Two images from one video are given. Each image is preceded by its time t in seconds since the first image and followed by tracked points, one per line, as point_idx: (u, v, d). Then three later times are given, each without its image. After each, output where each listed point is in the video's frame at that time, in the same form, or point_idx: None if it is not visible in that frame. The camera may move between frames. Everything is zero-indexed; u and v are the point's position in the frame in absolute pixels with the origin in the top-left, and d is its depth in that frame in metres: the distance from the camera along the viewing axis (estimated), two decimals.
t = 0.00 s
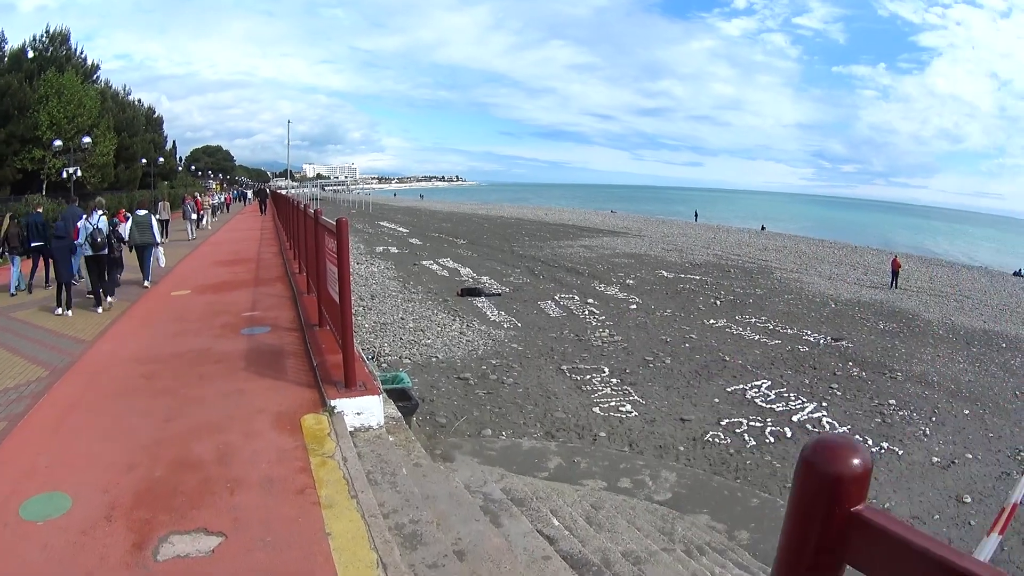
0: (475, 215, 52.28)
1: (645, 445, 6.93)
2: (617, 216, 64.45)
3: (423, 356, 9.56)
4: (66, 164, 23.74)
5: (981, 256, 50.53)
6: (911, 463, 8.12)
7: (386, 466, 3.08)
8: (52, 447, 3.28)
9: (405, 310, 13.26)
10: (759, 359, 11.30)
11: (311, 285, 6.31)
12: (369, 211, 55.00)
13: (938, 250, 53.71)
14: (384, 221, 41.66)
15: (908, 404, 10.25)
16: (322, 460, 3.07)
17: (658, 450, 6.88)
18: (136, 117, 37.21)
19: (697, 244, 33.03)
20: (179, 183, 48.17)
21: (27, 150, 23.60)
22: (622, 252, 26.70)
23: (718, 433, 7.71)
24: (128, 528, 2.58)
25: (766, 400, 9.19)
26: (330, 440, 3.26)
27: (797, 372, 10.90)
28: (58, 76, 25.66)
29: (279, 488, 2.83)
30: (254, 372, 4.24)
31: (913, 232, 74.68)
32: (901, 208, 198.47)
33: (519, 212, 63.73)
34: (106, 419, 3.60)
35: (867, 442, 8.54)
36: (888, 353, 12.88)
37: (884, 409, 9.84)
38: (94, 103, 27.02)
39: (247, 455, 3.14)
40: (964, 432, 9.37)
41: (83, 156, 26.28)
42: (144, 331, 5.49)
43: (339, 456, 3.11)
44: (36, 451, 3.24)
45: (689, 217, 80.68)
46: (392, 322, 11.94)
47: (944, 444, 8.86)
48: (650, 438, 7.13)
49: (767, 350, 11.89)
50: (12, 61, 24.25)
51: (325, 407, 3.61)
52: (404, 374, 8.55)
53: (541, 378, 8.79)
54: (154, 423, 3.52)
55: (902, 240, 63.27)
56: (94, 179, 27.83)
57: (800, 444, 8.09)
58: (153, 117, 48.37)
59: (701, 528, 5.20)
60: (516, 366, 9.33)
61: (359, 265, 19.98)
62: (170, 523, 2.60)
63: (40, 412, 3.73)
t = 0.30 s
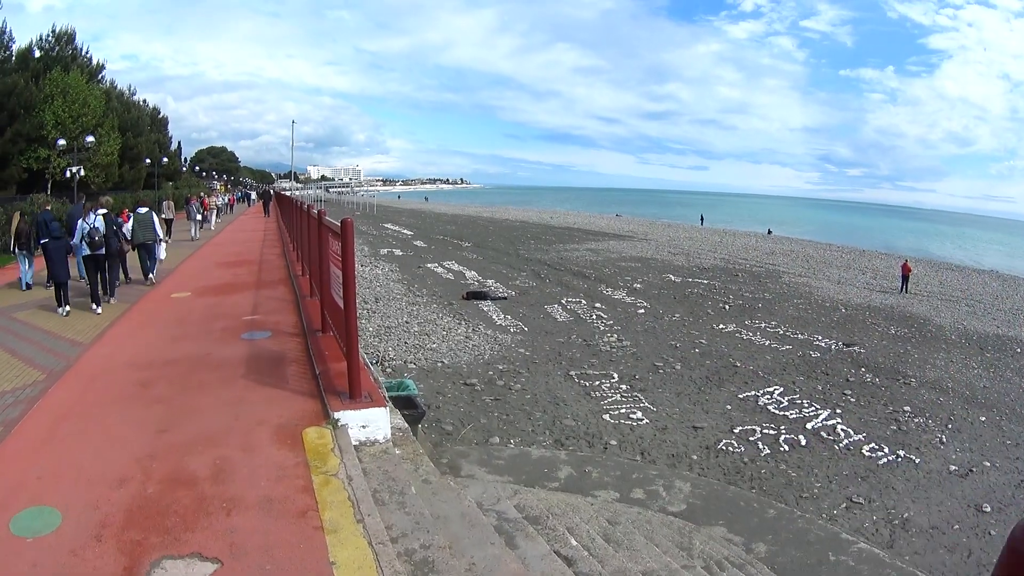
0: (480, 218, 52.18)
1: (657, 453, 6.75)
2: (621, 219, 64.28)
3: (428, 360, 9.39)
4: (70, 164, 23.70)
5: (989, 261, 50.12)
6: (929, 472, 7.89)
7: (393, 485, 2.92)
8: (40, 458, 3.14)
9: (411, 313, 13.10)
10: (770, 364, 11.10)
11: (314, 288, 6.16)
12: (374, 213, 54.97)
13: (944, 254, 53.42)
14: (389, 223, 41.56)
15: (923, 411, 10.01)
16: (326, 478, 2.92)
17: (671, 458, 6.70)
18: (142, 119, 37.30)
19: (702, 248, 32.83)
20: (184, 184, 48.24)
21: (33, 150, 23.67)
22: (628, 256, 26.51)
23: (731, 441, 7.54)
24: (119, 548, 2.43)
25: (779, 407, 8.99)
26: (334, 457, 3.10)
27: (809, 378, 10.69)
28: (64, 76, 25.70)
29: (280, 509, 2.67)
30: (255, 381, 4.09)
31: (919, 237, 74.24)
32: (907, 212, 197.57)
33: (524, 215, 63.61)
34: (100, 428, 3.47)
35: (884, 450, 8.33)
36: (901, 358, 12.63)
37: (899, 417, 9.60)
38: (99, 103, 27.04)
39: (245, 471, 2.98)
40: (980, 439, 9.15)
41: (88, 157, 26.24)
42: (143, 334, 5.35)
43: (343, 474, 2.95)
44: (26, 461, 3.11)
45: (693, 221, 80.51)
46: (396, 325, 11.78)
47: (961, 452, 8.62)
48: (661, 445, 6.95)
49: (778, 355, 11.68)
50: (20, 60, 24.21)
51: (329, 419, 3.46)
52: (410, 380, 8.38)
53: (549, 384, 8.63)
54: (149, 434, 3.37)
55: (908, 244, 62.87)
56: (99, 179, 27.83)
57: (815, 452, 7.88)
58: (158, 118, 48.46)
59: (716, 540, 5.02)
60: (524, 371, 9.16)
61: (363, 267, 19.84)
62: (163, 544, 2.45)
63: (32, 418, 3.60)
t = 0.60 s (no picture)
0: (478, 219, 51.98)
1: (663, 461, 6.60)
2: (619, 220, 64.16)
3: (429, 366, 9.23)
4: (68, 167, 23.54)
5: (988, 261, 50.12)
6: (941, 480, 7.74)
7: (396, 509, 2.79)
8: (23, 480, 2.98)
9: (410, 317, 12.94)
10: (775, 368, 10.94)
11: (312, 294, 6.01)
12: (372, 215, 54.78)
13: (942, 255, 53.39)
14: (387, 225, 41.38)
15: (931, 416, 9.87)
16: (325, 502, 2.78)
17: (678, 467, 6.56)
18: (140, 121, 37.12)
19: (703, 249, 32.69)
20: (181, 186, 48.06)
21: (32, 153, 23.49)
22: (628, 258, 26.39)
23: (739, 448, 7.39)
24: None
25: (786, 413, 8.84)
26: (333, 479, 2.97)
27: (816, 383, 10.53)
28: (63, 79, 25.54)
29: (276, 538, 2.53)
30: (252, 395, 3.96)
31: (918, 238, 74.27)
32: (905, 213, 197.83)
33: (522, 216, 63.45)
34: (87, 446, 3.32)
35: (893, 457, 8.19)
36: (907, 362, 12.50)
37: (908, 423, 9.46)
38: (98, 106, 26.88)
39: (240, 496, 2.84)
40: (991, 446, 9.01)
41: (87, 160, 26.03)
42: (136, 343, 5.21)
43: (343, 500, 2.81)
44: (10, 482, 2.96)
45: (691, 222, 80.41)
46: (395, 329, 11.62)
47: (972, 460, 8.48)
48: (668, 454, 6.80)
49: (783, 359, 11.53)
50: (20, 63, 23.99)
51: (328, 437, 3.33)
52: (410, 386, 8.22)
53: (552, 390, 8.47)
54: (140, 453, 3.23)
55: (906, 245, 62.84)
56: (97, 182, 27.66)
57: (823, 460, 7.72)
58: (155, 120, 48.19)
59: (729, 555, 4.89)
60: (526, 377, 9.01)
61: (362, 269, 19.67)
62: None
63: (17, 434, 3.45)
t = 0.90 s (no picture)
0: (472, 219, 51.76)
1: (668, 465, 6.45)
2: (613, 217, 64.08)
3: (425, 368, 9.04)
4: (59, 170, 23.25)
5: (982, 255, 50.22)
6: (949, 478, 7.60)
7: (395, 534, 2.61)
8: None
9: (405, 318, 12.73)
10: (777, 366, 10.76)
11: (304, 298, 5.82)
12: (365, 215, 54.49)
13: (934, 250, 53.55)
14: (381, 226, 41.12)
15: (937, 413, 9.74)
16: (319, 527, 2.60)
17: (684, 470, 6.41)
18: (130, 123, 36.77)
19: (698, 246, 32.59)
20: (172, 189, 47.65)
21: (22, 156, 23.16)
22: (624, 255, 26.26)
23: (745, 450, 7.24)
24: None
25: (790, 412, 8.70)
26: (327, 500, 2.78)
27: (819, 380, 10.37)
28: (52, 80, 25.22)
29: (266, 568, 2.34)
30: (241, 406, 3.78)
31: (910, 232, 74.53)
32: (898, 207, 198.67)
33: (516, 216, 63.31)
34: (65, 463, 3.12)
35: (901, 456, 8.05)
36: (909, 358, 12.37)
37: (913, 420, 9.32)
38: (88, 108, 26.57)
39: (229, 519, 2.65)
40: (997, 442, 8.88)
41: (77, 162, 25.69)
42: (119, 349, 5.01)
43: (338, 524, 2.62)
44: None
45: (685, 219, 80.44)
46: (391, 331, 11.42)
47: (979, 457, 8.35)
48: (672, 457, 6.64)
49: (785, 357, 11.38)
50: (8, 65, 23.64)
51: (322, 452, 3.16)
52: (405, 390, 8.02)
53: (552, 392, 8.29)
54: (121, 471, 3.03)
55: (899, 240, 62.96)
56: (87, 184, 27.33)
57: (831, 460, 7.58)
58: (145, 121, 47.74)
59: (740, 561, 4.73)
60: (525, 378, 8.82)
61: (356, 270, 19.45)
62: None
63: None
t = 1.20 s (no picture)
0: (472, 220, 51.55)
1: (679, 474, 6.29)
2: (612, 218, 63.92)
3: (428, 375, 8.87)
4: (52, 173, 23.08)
5: (984, 254, 49.98)
6: (961, 484, 7.42)
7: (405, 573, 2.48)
8: None
9: (406, 322, 12.56)
10: (784, 371, 10.53)
11: (303, 309, 5.72)
12: (364, 217, 54.29)
13: (934, 249, 53.34)
14: (380, 228, 40.92)
15: (945, 417, 9.55)
16: (323, 569, 2.44)
17: (695, 480, 6.26)
18: (126, 125, 36.60)
19: (698, 247, 32.43)
20: (170, 192, 47.56)
21: (14, 160, 23.01)
22: (626, 257, 26.11)
23: (756, 458, 7.08)
24: None
25: (800, 418, 8.53)
26: (332, 537, 2.64)
27: (827, 385, 10.14)
28: (45, 82, 25.08)
29: None
30: (237, 430, 3.69)
31: (910, 232, 74.32)
32: (897, 207, 198.68)
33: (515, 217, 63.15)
34: (50, 496, 3.00)
35: (912, 462, 7.86)
36: (916, 361, 12.18)
37: (923, 424, 9.15)
38: (82, 109, 26.41)
39: (223, 559, 2.54)
40: (1007, 446, 8.69)
41: (71, 165, 25.49)
42: (112, 367, 4.93)
43: (343, 565, 2.48)
44: None
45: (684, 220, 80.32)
46: (392, 336, 11.24)
47: (988, 461, 8.16)
48: (683, 466, 6.49)
49: (792, 361, 11.16)
50: None
51: (322, 481, 3.04)
52: (407, 398, 7.85)
53: (558, 399, 8.14)
54: (109, 505, 2.92)
55: (899, 239, 62.83)
56: (81, 188, 27.18)
57: (842, 467, 7.41)
58: (143, 124, 47.61)
59: None
60: (530, 385, 8.66)
61: (355, 274, 19.29)
62: None
63: None
